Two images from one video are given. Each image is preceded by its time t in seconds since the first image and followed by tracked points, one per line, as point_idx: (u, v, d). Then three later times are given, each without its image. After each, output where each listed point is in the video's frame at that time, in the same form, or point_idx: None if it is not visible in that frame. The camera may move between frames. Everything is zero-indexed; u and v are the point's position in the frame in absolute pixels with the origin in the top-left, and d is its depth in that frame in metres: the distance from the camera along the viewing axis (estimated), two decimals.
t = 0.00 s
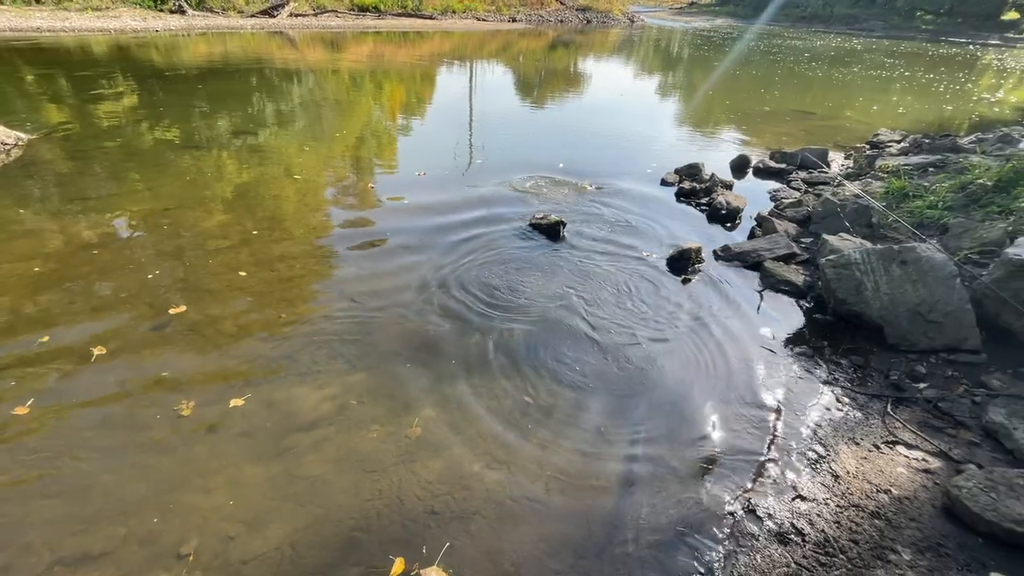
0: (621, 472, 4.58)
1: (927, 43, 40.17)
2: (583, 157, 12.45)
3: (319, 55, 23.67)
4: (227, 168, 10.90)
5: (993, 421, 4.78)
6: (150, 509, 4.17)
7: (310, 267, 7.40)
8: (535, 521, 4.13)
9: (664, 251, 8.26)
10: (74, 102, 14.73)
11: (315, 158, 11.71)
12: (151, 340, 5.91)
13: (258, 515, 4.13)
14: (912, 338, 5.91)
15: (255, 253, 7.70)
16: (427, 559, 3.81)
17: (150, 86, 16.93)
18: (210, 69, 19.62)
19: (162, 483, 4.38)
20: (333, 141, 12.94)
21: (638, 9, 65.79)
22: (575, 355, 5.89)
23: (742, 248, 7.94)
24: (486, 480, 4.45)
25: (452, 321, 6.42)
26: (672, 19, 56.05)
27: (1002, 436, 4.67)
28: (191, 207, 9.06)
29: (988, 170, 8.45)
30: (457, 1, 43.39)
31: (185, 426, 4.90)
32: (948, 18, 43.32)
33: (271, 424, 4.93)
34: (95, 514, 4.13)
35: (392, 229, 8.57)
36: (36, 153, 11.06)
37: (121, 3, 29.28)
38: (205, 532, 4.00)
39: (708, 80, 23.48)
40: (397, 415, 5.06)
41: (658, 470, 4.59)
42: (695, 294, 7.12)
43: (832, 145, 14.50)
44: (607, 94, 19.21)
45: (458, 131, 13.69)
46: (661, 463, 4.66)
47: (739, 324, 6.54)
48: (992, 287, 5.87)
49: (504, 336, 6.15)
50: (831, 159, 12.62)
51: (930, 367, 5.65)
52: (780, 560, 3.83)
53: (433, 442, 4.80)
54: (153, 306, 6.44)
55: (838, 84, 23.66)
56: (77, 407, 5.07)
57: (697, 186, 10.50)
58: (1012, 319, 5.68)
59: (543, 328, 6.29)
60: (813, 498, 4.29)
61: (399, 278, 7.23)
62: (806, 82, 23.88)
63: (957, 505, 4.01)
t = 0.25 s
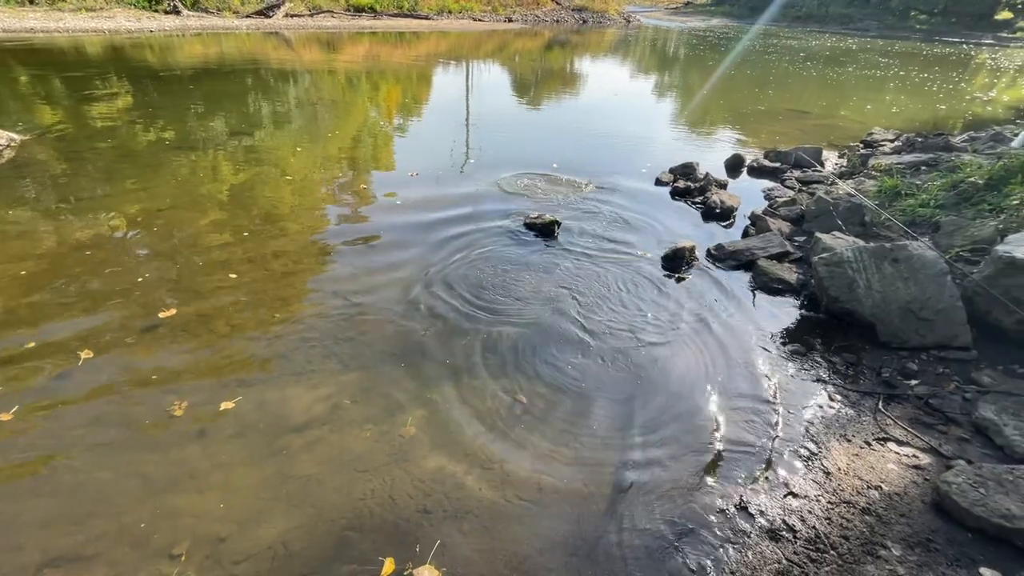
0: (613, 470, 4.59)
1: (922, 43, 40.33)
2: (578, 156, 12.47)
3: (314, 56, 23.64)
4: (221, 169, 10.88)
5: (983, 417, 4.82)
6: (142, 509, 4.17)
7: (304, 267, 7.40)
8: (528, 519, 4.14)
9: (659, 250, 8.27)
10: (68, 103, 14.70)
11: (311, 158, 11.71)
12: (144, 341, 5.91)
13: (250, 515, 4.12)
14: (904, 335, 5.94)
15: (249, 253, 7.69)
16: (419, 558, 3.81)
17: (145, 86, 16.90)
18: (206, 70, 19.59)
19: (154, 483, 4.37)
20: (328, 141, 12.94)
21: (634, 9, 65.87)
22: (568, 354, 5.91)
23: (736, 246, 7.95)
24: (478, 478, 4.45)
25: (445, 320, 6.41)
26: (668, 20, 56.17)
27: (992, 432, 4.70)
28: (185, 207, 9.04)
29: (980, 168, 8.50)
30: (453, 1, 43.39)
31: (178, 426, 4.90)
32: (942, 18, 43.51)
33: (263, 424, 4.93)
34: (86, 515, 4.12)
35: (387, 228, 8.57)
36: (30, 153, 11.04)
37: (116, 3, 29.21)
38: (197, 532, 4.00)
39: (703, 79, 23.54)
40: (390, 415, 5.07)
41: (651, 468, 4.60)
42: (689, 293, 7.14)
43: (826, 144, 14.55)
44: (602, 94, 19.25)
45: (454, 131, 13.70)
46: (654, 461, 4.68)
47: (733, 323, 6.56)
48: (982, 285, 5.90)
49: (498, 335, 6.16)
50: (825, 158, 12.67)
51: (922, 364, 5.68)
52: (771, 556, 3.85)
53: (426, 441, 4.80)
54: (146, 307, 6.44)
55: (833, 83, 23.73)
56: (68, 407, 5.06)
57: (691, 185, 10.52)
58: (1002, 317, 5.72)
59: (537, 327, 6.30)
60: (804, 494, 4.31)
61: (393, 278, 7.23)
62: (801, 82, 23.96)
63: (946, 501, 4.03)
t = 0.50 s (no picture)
0: (607, 468, 4.60)
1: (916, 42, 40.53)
2: (573, 156, 12.50)
3: (309, 56, 23.61)
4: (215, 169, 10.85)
5: (973, 413, 4.85)
6: (135, 510, 4.16)
7: (298, 267, 7.39)
8: (521, 517, 4.14)
9: (653, 248, 8.29)
10: (62, 104, 14.65)
11: (306, 158, 11.69)
12: (138, 341, 5.89)
13: (243, 515, 4.12)
14: (896, 332, 5.97)
15: (243, 253, 7.68)
16: (412, 557, 3.82)
17: (139, 87, 16.85)
18: (200, 70, 19.54)
19: (146, 483, 4.36)
20: (323, 141, 12.92)
21: (630, 9, 65.96)
22: (562, 353, 5.92)
23: (729, 245, 7.97)
24: (472, 477, 4.45)
25: (440, 319, 6.42)
26: (663, 19, 56.30)
27: (982, 428, 4.74)
28: (179, 208, 9.02)
29: (971, 166, 8.56)
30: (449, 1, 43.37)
31: (171, 427, 4.88)
32: (935, 17, 43.74)
33: (257, 424, 4.93)
34: (78, 516, 4.11)
35: (382, 227, 8.56)
36: (23, 154, 11.00)
37: (109, 3, 29.09)
38: (189, 533, 3.99)
39: (698, 79, 23.60)
40: (384, 414, 5.07)
41: (644, 466, 4.61)
42: (683, 292, 7.15)
43: (820, 143, 14.61)
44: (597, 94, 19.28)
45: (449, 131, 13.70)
46: (647, 459, 4.69)
47: (726, 321, 6.58)
48: (973, 282, 5.95)
49: (493, 334, 6.17)
50: (818, 157, 12.72)
51: (913, 360, 5.71)
52: (763, 552, 3.86)
53: (420, 440, 4.80)
54: (140, 307, 6.42)
55: (827, 83, 23.84)
56: (60, 408, 5.04)
57: (685, 184, 10.55)
58: (992, 313, 5.76)
59: (531, 326, 6.31)
60: (796, 491, 4.33)
61: (388, 277, 7.23)
62: (795, 81, 24.05)
63: (937, 496, 4.06)
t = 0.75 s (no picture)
0: (603, 466, 4.61)
1: (911, 41, 40.66)
2: (570, 155, 12.52)
3: (306, 56, 23.57)
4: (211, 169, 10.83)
5: (967, 409, 4.89)
6: (130, 510, 4.15)
7: (295, 267, 7.39)
8: (517, 515, 4.16)
9: (649, 247, 8.31)
10: (57, 104, 14.61)
11: (303, 158, 11.68)
12: (133, 341, 5.88)
13: (239, 515, 4.12)
14: (890, 330, 6.00)
15: (239, 253, 7.67)
16: (408, 555, 3.82)
17: (135, 87, 16.81)
18: (196, 70, 19.50)
19: (142, 484, 4.36)
20: (320, 141, 12.91)
21: (626, 9, 66.00)
22: (559, 352, 5.93)
23: (725, 244, 8.00)
24: (469, 476, 4.46)
25: (436, 319, 6.42)
26: (659, 19, 56.39)
27: (975, 424, 4.77)
28: (175, 208, 9.00)
29: (965, 164, 8.60)
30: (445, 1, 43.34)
31: (166, 427, 4.88)
32: (929, 17, 43.92)
33: (253, 424, 4.93)
34: (73, 516, 4.10)
35: (378, 227, 8.56)
36: (18, 155, 10.96)
37: (104, 3, 28.98)
38: (185, 533, 3.99)
39: (694, 78, 23.65)
40: (381, 413, 5.07)
41: (640, 464, 4.63)
42: (678, 290, 7.17)
43: (816, 142, 14.66)
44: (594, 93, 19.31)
45: (445, 131, 13.71)
46: (643, 457, 4.70)
47: (722, 320, 6.59)
48: (966, 279, 5.98)
49: (489, 333, 6.18)
50: (814, 156, 12.76)
51: (907, 358, 5.74)
52: (758, 549, 3.88)
53: (416, 439, 4.81)
54: (135, 307, 6.41)
55: (823, 82, 23.92)
56: (55, 408, 5.03)
57: (681, 183, 10.57)
58: (985, 310, 5.81)
59: (527, 325, 6.33)
60: (791, 488, 4.35)
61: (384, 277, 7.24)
62: (791, 80, 24.12)
63: (930, 492, 4.09)
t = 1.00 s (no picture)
0: (597, 464, 4.62)
1: (906, 40, 40.79)
2: (565, 155, 12.53)
3: (302, 56, 23.53)
4: (206, 170, 10.82)
5: (958, 406, 4.92)
6: (124, 510, 4.16)
7: (290, 267, 7.39)
8: (511, 513, 4.17)
9: (645, 246, 8.34)
10: (52, 104, 14.58)
11: (299, 158, 11.67)
12: (128, 342, 5.88)
13: (233, 514, 4.13)
14: (883, 327, 6.04)
15: (234, 254, 7.67)
16: (402, 554, 3.83)
17: (130, 87, 16.77)
18: (191, 70, 19.45)
19: (136, 484, 4.36)
20: (316, 141, 12.90)
21: (622, 9, 66.02)
22: (553, 351, 5.95)
23: (720, 242, 8.03)
24: (463, 474, 4.47)
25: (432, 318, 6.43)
26: (656, 19, 56.45)
27: (967, 420, 4.80)
28: (170, 208, 8.99)
29: (958, 163, 8.65)
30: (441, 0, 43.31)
31: (160, 427, 4.88)
32: (924, 16, 44.09)
33: (248, 423, 4.93)
34: (66, 517, 4.10)
35: (374, 227, 8.56)
36: (12, 155, 10.93)
37: (98, 2, 28.85)
38: (179, 533, 4.00)
39: (690, 78, 23.70)
40: (376, 413, 5.08)
41: (634, 461, 4.65)
42: (673, 289, 7.19)
43: (811, 141, 14.70)
44: (591, 93, 19.33)
45: (442, 130, 13.71)
46: (637, 454, 4.73)
47: (717, 318, 6.62)
48: (959, 277, 6.02)
49: (484, 333, 6.20)
50: (809, 155, 12.80)
51: (900, 355, 5.78)
52: (751, 546, 3.90)
53: (410, 438, 4.82)
54: (130, 307, 6.40)
55: (818, 82, 23.98)
56: (49, 409, 5.02)
57: (677, 182, 10.60)
58: (977, 307, 5.84)
59: (522, 324, 6.34)
60: (784, 484, 4.37)
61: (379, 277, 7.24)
62: (787, 80, 24.18)
63: (921, 488, 4.13)
